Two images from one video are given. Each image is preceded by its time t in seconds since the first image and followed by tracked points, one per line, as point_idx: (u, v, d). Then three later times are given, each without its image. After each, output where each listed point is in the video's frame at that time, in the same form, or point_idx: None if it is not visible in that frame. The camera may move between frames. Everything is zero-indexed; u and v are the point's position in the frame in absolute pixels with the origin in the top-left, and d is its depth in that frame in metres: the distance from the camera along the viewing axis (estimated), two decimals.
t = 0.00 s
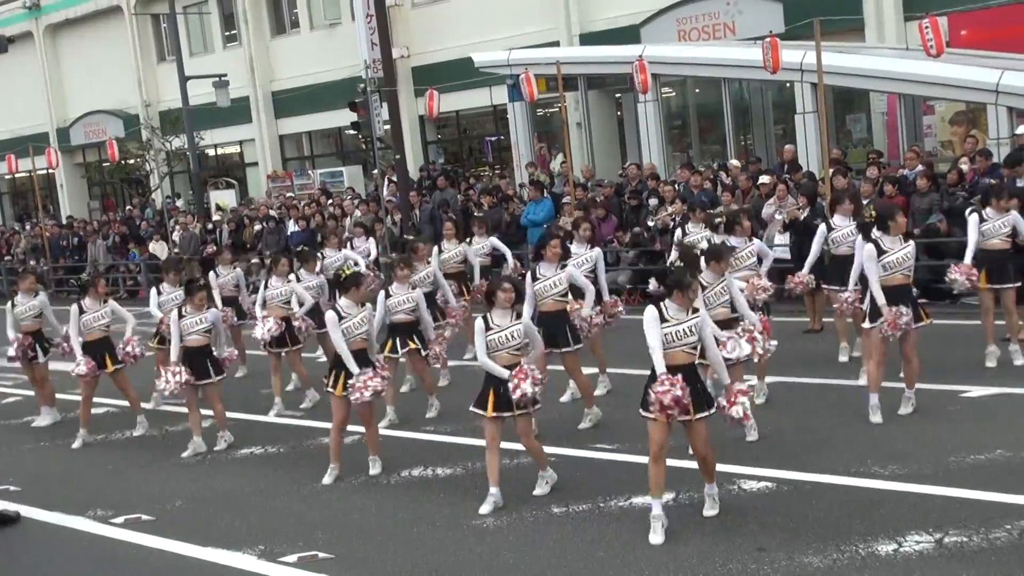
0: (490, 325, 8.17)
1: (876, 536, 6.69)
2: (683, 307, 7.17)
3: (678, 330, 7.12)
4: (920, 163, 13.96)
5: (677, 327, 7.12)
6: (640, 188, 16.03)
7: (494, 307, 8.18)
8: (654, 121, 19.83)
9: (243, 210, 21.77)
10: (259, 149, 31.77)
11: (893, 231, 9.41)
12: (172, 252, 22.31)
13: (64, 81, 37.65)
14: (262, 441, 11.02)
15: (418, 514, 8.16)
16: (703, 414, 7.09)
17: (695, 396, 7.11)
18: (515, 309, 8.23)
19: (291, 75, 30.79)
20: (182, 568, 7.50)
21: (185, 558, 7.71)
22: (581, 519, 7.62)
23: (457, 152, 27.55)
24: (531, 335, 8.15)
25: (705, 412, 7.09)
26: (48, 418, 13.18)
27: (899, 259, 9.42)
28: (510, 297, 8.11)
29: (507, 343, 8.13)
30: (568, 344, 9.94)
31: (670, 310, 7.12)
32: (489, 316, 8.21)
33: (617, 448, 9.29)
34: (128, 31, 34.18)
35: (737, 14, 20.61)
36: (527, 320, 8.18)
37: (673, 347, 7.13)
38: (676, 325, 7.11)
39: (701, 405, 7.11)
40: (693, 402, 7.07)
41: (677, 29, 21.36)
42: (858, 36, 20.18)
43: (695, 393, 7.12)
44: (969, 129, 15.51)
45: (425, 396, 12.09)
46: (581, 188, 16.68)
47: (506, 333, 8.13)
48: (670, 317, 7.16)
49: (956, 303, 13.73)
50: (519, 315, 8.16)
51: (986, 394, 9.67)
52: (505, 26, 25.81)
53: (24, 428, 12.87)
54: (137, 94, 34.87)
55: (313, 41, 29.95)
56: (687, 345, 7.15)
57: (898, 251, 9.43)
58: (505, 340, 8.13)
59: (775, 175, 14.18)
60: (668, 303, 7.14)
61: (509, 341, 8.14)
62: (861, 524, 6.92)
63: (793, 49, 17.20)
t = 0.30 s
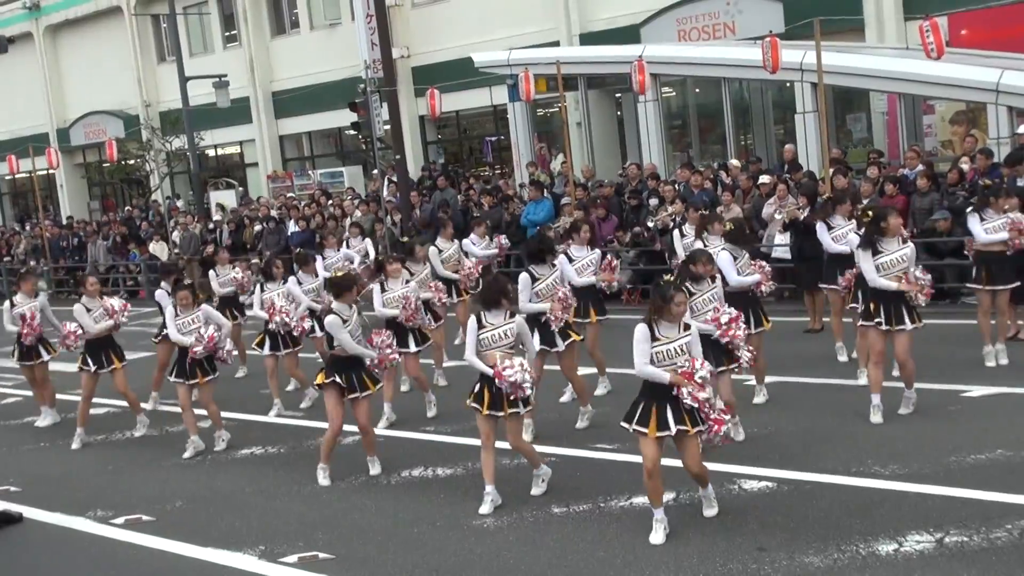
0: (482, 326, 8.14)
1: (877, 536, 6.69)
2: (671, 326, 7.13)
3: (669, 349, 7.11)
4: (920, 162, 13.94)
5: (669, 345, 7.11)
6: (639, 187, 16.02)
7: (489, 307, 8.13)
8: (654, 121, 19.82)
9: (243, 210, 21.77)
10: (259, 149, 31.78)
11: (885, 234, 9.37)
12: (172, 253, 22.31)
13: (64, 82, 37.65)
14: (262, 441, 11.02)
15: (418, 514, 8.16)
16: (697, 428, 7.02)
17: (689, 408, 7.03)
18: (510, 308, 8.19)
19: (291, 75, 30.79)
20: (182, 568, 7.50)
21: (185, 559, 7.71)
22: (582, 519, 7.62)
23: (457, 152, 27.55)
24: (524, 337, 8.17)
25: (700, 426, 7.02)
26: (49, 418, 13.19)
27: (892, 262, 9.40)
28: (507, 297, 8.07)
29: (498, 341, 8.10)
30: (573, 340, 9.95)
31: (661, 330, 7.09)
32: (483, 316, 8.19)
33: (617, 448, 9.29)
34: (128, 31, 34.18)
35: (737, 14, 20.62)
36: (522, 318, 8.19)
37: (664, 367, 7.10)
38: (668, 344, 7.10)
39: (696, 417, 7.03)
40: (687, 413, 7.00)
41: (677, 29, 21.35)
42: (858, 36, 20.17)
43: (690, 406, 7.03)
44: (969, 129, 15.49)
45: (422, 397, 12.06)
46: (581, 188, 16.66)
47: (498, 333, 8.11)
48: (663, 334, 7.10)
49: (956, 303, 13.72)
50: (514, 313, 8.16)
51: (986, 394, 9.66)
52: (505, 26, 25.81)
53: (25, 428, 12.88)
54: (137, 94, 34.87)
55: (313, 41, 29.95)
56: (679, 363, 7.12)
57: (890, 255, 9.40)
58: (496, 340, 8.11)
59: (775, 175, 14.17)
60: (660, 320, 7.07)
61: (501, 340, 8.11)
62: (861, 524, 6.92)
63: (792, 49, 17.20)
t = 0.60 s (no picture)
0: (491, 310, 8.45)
1: (877, 534, 6.70)
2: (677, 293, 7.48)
3: (670, 312, 7.42)
4: (920, 161, 13.96)
5: (670, 309, 7.42)
6: (639, 187, 16.02)
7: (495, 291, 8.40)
8: (653, 120, 19.82)
9: (243, 210, 21.77)
10: (259, 149, 31.78)
11: (878, 222, 9.66)
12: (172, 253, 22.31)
13: (64, 82, 37.67)
14: (262, 441, 11.02)
15: (418, 514, 8.16)
16: (701, 400, 7.28)
17: (694, 381, 7.33)
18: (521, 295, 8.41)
19: (291, 75, 30.79)
20: (183, 568, 7.51)
21: (185, 559, 7.71)
22: (582, 518, 7.63)
23: (457, 152, 27.55)
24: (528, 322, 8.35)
25: (704, 398, 7.27)
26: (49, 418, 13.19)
27: (884, 247, 9.59)
28: (512, 281, 8.33)
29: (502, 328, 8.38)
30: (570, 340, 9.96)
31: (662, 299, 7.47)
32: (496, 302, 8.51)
33: (618, 447, 9.29)
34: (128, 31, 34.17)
35: (736, 14, 20.63)
36: (525, 303, 8.36)
37: (664, 330, 7.46)
38: (668, 308, 7.42)
39: (700, 390, 7.29)
40: (690, 386, 7.29)
41: (677, 28, 21.35)
42: (858, 35, 20.17)
43: (694, 378, 7.33)
44: (969, 128, 15.48)
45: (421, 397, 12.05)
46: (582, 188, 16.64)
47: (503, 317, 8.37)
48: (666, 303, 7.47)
49: (955, 301, 13.71)
50: (516, 297, 8.34)
51: (986, 393, 9.67)
52: (505, 26, 25.82)
53: (25, 428, 12.87)
54: (137, 95, 34.88)
55: (313, 41, 29.94)
56: (681, 329, 7.43)
57: (885, 240, 9.62)
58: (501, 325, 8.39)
59: (774, 174, 14.18)
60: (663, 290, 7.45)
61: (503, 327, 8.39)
62: (861, 523, 6.93)
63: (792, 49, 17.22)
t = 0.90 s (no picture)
0: (491, 306, 8.58)
1: (876, 534, 6.71)
2: (677, 288, 7.52)
3: (667, 308, 7.46)
4: (920, 161, 13.98)
5: (667, 305, 7.47)
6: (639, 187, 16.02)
7: (496, 287, 8.62)
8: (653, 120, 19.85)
9: (243, 210, 21.76)
10: (258, 149, 31.78)
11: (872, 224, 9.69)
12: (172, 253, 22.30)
13: (64, 82, 37.67)
14: (262, 441, 11.03)
15: (417, 514, 8.17)
16: (700, 400, 7.28)
17: (693, 380, 7.33)
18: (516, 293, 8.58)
19: (291, 74, 30.81)
20: (183, 568, 7.51)
21: (185, 558, 7.72)
22: (581, 518, 7.64)
23: (456, 152, 27.55)
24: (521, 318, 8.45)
25: (703, 398, 7.28)
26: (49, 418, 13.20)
27: (874, 247, 9.59)
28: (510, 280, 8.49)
29: (496, 321, 8.44)
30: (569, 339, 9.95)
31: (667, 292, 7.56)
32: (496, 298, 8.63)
33: (617, 447, 9.31)
34: (127, 31, 34.17)
35: (736, 14, 20.65)
36: (518, 298, 8.50)
37: (663, 326, 7.47)
38: (664, 304, 7.46)
39: (699, 390, 7.30)
40: (690, 386, 7.30)
41: (677, 28, 21.36)
42: (857, 36, 20.18)
43: (693, 378, 7.33)
44: (968, 128, 15.49)
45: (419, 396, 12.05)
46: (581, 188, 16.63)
47: (498, 312, 8.48)
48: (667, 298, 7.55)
49: (955, 301, 13.71)
50: (510, 293, 8.50)
51: (985, 392, 9.68)
52: (505, 26, 25.83)
53: (25, 428, 12.89)
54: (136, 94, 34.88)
55: (313, 41, 29.95)
56: (679, 325, 7.42)
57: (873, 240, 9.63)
58: (496, 319, 8.47)
59: (773, 174, 14.20)
60: (667, 284, 7.56)
61: (498, 320, 8.45)
62: (860, 522, 6.94)
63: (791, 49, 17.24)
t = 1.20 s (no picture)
0: (499, 310, 8.53)
1: (877, 534, 6.71)
2: (678, 288, 7.49)
3: (669, 308, 7.44)
4: (920, 162, 14.00)
5: (668, 305, 7.46)
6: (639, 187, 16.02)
7: (505, 292, 8.59)
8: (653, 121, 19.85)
9: (244, 210, 21.77)
10: (259, 149, 31.79)
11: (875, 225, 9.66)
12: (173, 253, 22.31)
13: (64, 83, 37.70)
14: (263, 442, 11.04)
15: (417, 514, 8.18)
16: (702, 399, 7.29)
17: (696, 381, 7.33)
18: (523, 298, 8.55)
19: (291, 75, 30.82)
20: (183, 568, 7.52)
21: (185, 558, 7.73)
22: (581, 518, 7.65)
23: (456, 153, 27.53)
24: (529, 322, 8.40)
25: (704, 398, 7.29)
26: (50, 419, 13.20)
27: (877, 247, 9.57)
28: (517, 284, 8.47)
29: (504, 325, 8.38)
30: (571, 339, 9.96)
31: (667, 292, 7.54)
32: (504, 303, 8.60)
33: (617, 447, 9.31)
34: (127, 31, 34.19)
35: (736, 14, 20.65)
36: (525, 303, 8.45)
37: (665, 326, 7.46)
38: (666, 304, 7.44)
39: (701, 389, 7.31)
40: (692, 386, 7.31)
41: (677, 29, 21.37)
42: (858, 36, 20.18)
43: (696, 378, 7.33)
44: (968, 128, 15.48)
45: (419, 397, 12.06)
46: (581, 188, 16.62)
47: (505, 316, 8.42)
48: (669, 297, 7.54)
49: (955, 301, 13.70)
50: (519, 298, 8.47)
51: (986, 392, 9.69)
52: (505, 27, 25.83)
53: (26, 428, 12.90)
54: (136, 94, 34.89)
55: (314, 42, 29.95)
56: (680, 324, 7.41)
57: (877, 240, 9.61)
58: (503, 323, 8.40)
59: (774, 174, 14.22)
60: (668, 284, 7.54)
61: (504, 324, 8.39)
62: (861, 522, 6.94)
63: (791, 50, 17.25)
